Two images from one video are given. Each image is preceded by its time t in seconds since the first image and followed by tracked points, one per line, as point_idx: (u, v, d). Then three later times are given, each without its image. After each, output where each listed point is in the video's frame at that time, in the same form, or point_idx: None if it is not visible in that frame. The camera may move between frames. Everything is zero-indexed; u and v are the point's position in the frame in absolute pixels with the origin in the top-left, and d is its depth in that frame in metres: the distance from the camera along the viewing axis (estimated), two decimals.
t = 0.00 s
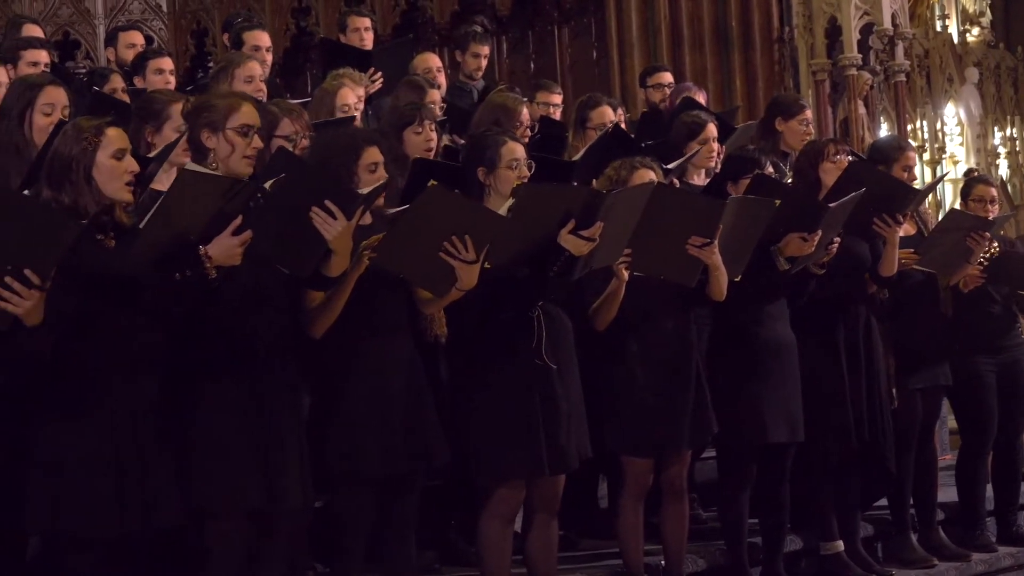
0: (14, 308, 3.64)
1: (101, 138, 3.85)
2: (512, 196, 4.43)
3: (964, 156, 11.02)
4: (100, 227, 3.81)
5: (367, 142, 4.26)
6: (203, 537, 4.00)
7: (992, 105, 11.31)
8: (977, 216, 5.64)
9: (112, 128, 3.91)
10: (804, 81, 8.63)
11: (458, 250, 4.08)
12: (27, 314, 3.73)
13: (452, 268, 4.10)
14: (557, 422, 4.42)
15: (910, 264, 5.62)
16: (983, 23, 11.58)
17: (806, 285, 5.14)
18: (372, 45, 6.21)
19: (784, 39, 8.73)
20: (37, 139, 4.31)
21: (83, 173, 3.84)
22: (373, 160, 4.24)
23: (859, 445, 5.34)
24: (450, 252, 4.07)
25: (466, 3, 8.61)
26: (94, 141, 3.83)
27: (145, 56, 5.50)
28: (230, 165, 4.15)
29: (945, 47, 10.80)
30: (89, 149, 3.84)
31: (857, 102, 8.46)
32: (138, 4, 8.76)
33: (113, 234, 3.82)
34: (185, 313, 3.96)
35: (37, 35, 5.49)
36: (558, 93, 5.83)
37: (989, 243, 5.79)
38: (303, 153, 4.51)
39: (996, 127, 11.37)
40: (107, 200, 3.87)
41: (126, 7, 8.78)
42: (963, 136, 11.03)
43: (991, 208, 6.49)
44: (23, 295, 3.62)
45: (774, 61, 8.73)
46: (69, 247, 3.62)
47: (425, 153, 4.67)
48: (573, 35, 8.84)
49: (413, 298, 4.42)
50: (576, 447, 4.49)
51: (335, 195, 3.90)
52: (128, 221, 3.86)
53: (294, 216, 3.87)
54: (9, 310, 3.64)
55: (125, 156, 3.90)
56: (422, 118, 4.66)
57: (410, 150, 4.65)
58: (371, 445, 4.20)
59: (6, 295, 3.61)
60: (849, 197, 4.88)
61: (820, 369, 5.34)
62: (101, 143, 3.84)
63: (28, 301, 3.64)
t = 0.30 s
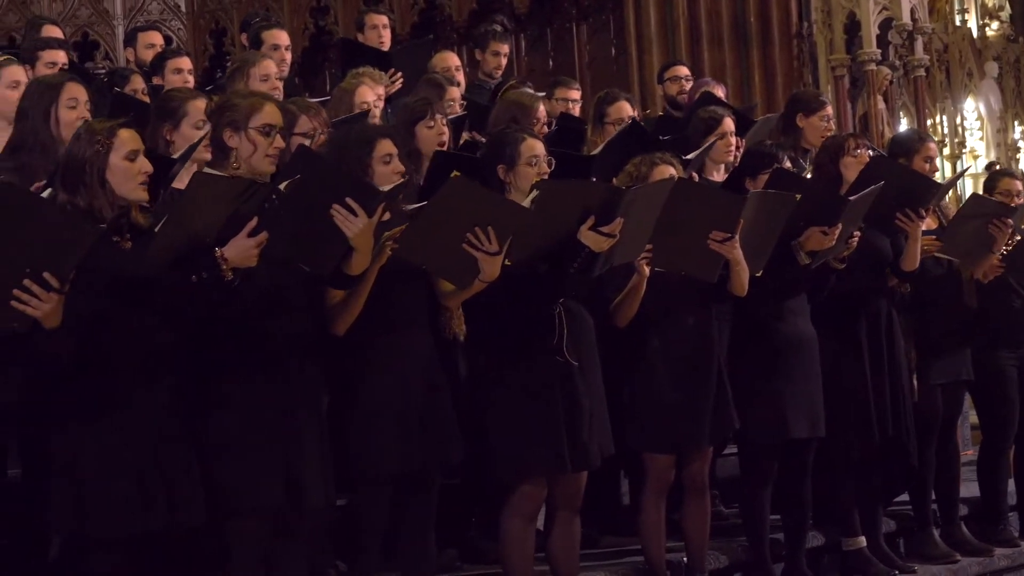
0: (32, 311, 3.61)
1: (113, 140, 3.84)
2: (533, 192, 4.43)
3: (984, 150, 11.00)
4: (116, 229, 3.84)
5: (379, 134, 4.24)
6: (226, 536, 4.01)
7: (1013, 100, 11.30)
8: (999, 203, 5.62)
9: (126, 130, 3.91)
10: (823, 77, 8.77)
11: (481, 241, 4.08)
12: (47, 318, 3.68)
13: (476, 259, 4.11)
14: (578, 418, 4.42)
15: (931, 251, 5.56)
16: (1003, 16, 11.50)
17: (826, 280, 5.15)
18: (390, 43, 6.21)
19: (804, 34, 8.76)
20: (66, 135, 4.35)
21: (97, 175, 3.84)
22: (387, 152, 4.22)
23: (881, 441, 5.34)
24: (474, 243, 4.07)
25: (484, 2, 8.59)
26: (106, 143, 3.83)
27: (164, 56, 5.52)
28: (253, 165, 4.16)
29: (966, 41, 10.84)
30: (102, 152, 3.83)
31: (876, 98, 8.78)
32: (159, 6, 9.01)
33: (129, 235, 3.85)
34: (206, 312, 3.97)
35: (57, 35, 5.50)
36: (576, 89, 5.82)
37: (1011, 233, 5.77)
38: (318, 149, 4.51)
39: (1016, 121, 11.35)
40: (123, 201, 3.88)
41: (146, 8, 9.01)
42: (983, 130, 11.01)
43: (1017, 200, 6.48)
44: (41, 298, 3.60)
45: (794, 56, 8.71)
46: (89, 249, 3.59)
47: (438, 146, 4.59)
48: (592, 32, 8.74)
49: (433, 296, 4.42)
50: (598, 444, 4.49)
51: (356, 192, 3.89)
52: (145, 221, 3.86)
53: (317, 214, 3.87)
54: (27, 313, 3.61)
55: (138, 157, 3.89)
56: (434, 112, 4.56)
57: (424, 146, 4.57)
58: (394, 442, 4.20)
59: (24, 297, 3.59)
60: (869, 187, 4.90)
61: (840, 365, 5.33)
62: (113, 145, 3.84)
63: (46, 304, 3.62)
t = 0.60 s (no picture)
0: (46, 311, 3.55)
1: (122, 141, 3.83)
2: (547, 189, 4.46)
3: (999, 146, 11.03)
4: (127, 229, 3.87)
5: (397, 130, 4.25)
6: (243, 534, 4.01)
7: None
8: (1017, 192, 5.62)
9: (133, 130, 3.88)
10: (837, 74, 8.82)
11: (496, 242, 4.07)
12: (59, 317, 3.66)
13: (490, 261, 4.10)
14: (594, 415, 4.43)
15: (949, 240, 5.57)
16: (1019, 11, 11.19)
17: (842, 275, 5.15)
18: (403, 40, 6.21)
19: (817, 31, 8.82)
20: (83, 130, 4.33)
21: (106, 176, 3.83)
22: (405, 147, 4.24)
23: (898, 437, 5.33)
24: (488, 245, 4.07)
25: None
26: (113, 144, 3.81)
27: (178, 55, 5.52)
28: (268, 163, 4.17)
29: (980, 38, 10.71)
30: (110, 153, 3.82)
31: (891, 93, 8.76)
32: (173, 5, 8.91)
33: (140, 235, 3.87)
34: (223, 311, 3.97)
35: (71, 35, 5.51)
36: (590, 87, 5.84)
37: None
38: (333, 149, 4.49)
39: None
40: (131, 203, 3.87)
41: (160, 7, 8.91)
42: (998, 126, 11.02)
43: None
44: (55, 299, 3.55)
45: (808, 53, 8.74)
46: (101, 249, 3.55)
47: (452, 143, 4.57)
48: (606, 29, 8.71)
49: (450, 294, 4.42)
50: (614, 441, 4.49)
51: (371, 191, 3.87)
52: (155, 221, 3.86)
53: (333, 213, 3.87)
54: (40, 313, 3.56)
55: (147, 158, 3.87)
56: (449, 109, 4.54)
57: (439, 143, 4.57)
58: (411, 441, 4.20)
59: (38, 298, 3.52)
60: (886, 183, 4.88)
61: (856, 361, 5.33)
62: (121, 146, 3.82)
63: (59, 304, 3.56)
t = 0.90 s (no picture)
0: (60, 314, 3.54)
1: (136, 138, 3.83)
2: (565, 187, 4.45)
3: (1017, 141, 11.04)
4: (143, 229, 3.83)
5: (413, 132, 4.25)
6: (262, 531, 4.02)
7: None
8: None
9: (147, 127, 3.89)
10: (854, 70, 8.67)
11: (516, 240, 4.07)
12: (74, 321, 3.65)
13: (509, 259, 4.09)
14: (613, 412, 4.43)
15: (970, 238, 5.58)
16: None
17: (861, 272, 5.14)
18: (420, 37, 6.23)
19: (834, 27, 8.70)
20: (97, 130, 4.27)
21: (121, 175, 3.82)
22: (422, 149, 4.24)
23: (917, 433, 5.33)
24: (507, 243, 4.06)
25: None
26: (127, 142, 3.81)
27: (194, 54, 5.53)
28: (286, 160, 4.18)
29: (998, 31, 10.67)
30: (125, 151, 3.82)
31: (908, 89, 8.56)
32: (189, 4, 8.87)
33: (156, 235, 3.83)
34: (243, 310, 3.98)
35: (88, 35, 5.51)
36: (609, 85, 5.87)
37: None
38: (351, 150, 4.49)
39: None
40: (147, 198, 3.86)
41: (177, 6, 8.82)
42: (1015, 121, 11.00)
43: None
44: (69, 302, 3.53)
45: (824, 48, 8.68)
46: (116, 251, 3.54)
47: (469, 146, 4.57)
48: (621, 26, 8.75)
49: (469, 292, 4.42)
50: (633, 437, 4.48)
51: (388, 191, 3.89)
52: (172, 220, 3.84)
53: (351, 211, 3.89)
54: (55, 317, 3.54)
55: (161, 154, 3.87)
56: (464, 112, 4.52)
57: (454, 145, 4.57)
58: (430, 439, 4.20)
59: (52, 301, 3.51)
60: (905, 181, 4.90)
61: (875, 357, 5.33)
62: (135, 143, 3.82)
63: (74, 308, 3.54)
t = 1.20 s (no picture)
0: (80, 313, 3.55)
1: (157, 140, 3.84)
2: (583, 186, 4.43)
3: None
4: (164, 232, 3.82)
5: (428, 130, 4.25)
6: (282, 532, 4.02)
7: None
8: None
9: (169, 130, 3.90)
10: (871, 67, 8.63)
11: (533, 230, 4.07)
12: (95, 319, 3.66)
13: (527, 249, 4.10)
14: (632, 413, 4.41)
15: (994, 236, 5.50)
16: None
17: (882, 269, 5.13)
18: (437, 37, 6.23)
19: (852, 24, 8.65)
20: (109, 134, 4.21)
21: (142, 176, 3.83)
22: (437, 147, 4.23)
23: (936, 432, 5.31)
24: (525, 232, 4.06)
25: None
26: (149, 144, 3.82)
27: (212, 56, 5.55)
28: (302, 162, 4.17)
29: (1017, 30, 10.58)
30: (146, 153, 3.83)
31: (926, 87, 8.51)
32: (207, 6, 8.90)
33: (175, 237, 3.82)
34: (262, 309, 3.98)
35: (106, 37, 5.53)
36: (627, 86, 5.86)
37: None
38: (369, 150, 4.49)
39: None
40: (167, 201, 3.85)
41: (193, 8, 8.90)
42: None
43: None
44: (89, 300, 3.54)
45: (842, 47, 8.64)
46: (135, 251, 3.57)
47: (490, 143, 4.60)
48: (639, 26, 8.83)
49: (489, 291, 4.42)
50: (652, 437, 4.48)
51: (408, 193, 3.88)
52: (190, 221, 3.85)
53: (371, 213, 3.88)
54: (77, 316, 3.55)
55: (183, 157, 3.87)
56: (485, 108, 4.55)
57: (477, 142, 4.60)
58: (449, 438, 4.20)
59: (72, 300, 3.53)
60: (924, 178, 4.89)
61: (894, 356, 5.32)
62: (157, 145, 3.83)
63: (95, 305, 3.55)
